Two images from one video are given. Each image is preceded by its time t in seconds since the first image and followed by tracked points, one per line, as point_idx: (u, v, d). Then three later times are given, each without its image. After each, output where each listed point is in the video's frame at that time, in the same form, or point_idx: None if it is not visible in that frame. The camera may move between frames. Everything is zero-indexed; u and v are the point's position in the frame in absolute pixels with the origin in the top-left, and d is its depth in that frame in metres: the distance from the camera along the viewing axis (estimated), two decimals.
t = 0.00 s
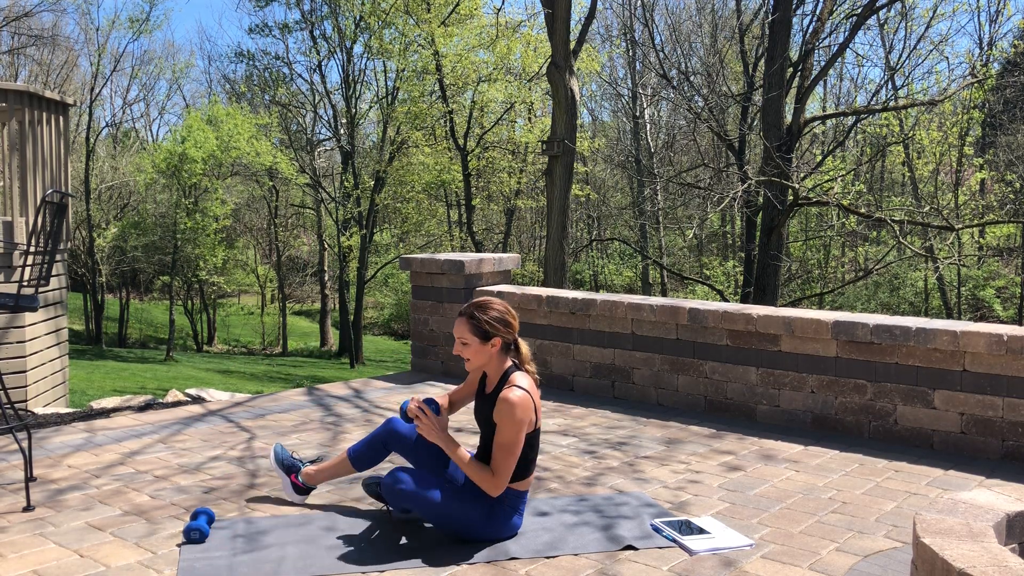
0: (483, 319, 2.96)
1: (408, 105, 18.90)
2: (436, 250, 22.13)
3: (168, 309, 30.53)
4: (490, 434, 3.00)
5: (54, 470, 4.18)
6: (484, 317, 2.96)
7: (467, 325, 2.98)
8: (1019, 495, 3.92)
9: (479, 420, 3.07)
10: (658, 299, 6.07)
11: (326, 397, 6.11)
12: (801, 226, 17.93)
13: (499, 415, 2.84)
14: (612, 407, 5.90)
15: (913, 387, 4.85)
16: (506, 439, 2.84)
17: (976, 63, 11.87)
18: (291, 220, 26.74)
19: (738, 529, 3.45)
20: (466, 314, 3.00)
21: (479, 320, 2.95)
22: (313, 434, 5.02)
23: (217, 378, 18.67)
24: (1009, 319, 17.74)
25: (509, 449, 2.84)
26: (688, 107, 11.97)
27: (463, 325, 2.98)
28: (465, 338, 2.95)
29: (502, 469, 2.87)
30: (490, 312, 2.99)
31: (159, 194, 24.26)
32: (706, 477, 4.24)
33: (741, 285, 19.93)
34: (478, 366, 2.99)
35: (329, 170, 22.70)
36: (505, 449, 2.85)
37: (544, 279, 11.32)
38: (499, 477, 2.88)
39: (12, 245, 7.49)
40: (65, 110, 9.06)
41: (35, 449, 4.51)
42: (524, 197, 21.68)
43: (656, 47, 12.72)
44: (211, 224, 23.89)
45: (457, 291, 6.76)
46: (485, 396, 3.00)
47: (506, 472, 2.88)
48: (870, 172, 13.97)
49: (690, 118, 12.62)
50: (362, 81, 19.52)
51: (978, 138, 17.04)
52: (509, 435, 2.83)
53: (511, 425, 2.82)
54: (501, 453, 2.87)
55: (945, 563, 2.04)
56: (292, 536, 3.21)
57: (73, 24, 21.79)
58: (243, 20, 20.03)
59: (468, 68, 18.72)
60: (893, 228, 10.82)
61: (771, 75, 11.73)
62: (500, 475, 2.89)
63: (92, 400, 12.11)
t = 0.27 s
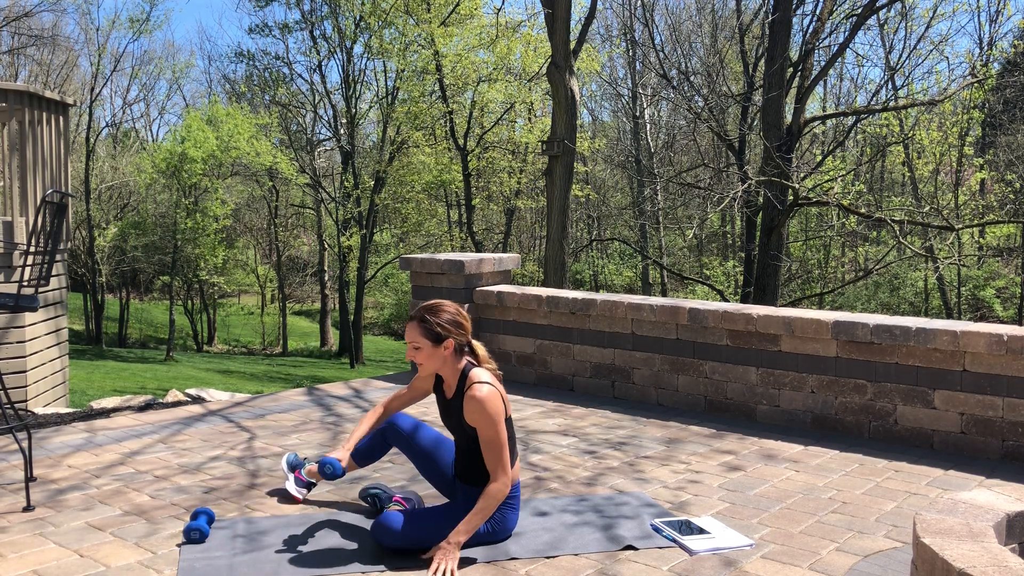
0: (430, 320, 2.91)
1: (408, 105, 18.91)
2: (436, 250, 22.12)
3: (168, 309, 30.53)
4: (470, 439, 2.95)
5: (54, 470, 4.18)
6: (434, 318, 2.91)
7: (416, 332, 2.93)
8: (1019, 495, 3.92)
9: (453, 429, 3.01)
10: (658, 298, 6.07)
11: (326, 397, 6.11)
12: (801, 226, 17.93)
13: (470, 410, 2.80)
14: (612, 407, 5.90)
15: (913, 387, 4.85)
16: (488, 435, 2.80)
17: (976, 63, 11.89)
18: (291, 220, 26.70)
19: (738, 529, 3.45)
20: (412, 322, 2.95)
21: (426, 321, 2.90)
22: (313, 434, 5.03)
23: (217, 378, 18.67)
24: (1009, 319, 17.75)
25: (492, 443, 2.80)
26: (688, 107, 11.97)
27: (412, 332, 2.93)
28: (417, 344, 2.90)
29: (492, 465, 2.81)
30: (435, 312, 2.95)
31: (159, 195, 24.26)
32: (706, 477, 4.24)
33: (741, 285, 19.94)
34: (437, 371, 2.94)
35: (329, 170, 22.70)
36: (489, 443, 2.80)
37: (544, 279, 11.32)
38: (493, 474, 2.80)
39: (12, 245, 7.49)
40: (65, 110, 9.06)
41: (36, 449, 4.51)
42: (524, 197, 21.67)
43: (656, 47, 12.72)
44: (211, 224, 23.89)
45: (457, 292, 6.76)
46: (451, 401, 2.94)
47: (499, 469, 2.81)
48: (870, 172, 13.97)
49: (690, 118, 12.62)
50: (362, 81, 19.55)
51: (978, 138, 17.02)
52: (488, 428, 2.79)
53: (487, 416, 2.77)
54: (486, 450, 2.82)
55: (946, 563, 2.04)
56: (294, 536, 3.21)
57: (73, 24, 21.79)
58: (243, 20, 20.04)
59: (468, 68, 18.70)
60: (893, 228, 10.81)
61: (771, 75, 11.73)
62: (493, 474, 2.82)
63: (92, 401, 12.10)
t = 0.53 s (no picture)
0: (369, 337, 2.89)
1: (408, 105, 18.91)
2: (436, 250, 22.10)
3: (168, 309, 30.54)
4: (438, 444, 2.97)
5: (54, 470, 4.18)
6: (373, 335, 2.89)
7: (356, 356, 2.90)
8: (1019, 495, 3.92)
9: (415, 444, 3.01)
10: (658, 298, 6.07)
11: (326, 397, 6.11)
12: (801, 226, 17.92)
13: (433, 405, 2.88)
14: (612, 407, 5.90)
15: (913, 387, 4.85)
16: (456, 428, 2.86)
17: (976, 63, 11.90)
18: (291, 220, 26.62)
19: (738, 529, 3.45)
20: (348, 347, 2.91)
21: (364, 337, 2.87)
22: (313, 434, 5.02)
23: (217, 378, 18.67)
24: (1009, 319, 17.76)
25: (463, 432, 2.85)
26: (688, 107, 11.97)
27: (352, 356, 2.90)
28: (360, 368, 2.87)
29: (467, 457, 2.85)
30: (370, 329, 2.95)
31: (159, 195, 24.26)
32: (706, 477, 4.24)
33: (741, 285, 19.94)
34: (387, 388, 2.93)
35: (329, 170, 22.70)
36: (460, 434, 2.86)
37: (543, 279, 11.31)
38: (471, 463, 2.83)
39: (12, 245, 7.49)
40: (65, 110, 9.06)
41: (36, 449, 4.51)
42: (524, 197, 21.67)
43: (656, 47, 12.72)
44: (211, 224, 23.90)
45: (457, 292, 6.76)
46: (407, 414, 2.95)
47: (475, 458, 2.85)
48: (870, 172, 13.97)
49: (690, 118, 12.62)
50: (362, 81, 19.57)
51: (978, 138, 16.98)
52: (455, 420, 2.84)
53: (454, 406, 2.84)
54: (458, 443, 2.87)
55: (945, 563, 2.04)
56: (292, 537, 3.20)
57: (73, 24, 21.79)
58: (243, 20, 20.04)
59: (468, 68, 18.67)
60: (893, 228, 10.81)
61: (771, 75, 11.73)
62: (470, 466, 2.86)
63: (91, 401, 12.09)
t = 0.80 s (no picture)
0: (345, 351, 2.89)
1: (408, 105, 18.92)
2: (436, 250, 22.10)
3: (168, 309, 30.55)
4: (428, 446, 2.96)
5: (54, 470, 4.18)
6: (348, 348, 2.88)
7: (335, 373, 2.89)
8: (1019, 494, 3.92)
9: (405, 452, 3.01)
10: (658, 298, 6.07)
11: (326, 397, 6.11)
12: (801, 226, 17.92)
13: (414, 411, 2.86)
14: (612, 407, 5.90)
15: (913, 387, 4.85)
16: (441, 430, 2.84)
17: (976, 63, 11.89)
18: (291, 220, 26.55)
19: (738, 529, 3.45)
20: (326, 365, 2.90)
21: (339, 352, 2.86)
22: (313, 434, 5.02)
23: (217, 378, 18.67)
24: (1009, 319, 17.76)
25: (450, 433, 2.83)
26: (688, 107, 11.97)
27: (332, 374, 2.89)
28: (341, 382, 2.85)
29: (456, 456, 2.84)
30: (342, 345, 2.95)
31: (159, 195, 24.26)
32: (706, 477, 4.24)
33: (741, 285, 19.93)
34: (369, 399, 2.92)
35: (329, 169, 22.70)
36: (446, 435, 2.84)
37: (544, 279, 11.31)
38: (462, 462, 2.82)
39: (12, 245, 7.50)
40: (65, 110, 9.06)
41: (36, 449, 4.51)
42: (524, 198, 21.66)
43: (656, 47, 12.73)
44: (211, 224, 23.90)
45: (457, 292, 6.76)
46: (390, 423, 2.93)
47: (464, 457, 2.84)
48: (870, 172, 13.97)
49: (690, 118, 12.63)
50: (362, 81, 19.57)
51: (978, 138, 16.95)
52: (439, 422, 2.83)
53: (436, 409, 2.82)
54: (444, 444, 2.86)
55: (945, 563, 2.04)
56: (290, 536, 3.21)
57: (73, 24, 21.79)
58: (243, 20, 20.05)
59: (469, 68, 18.65)
60: (893, 228, 10.81)
61: (771, 75, 11.73)
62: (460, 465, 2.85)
63: (91, 401, 12.09)
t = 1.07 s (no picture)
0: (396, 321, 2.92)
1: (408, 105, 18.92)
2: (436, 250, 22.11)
3: (168, 309, 30.56)
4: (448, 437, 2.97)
5: (54, 470, 4.18)
6: (403, 319, 2.91)
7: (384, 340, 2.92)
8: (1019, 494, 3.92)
9: (425, 436, 3.02)
10: (658, 298, 6.06)
11: (326, 397, 6.11)
12: (801, 226, 17.92)
13: (447, 401, 2.86)
14: (612, 407, 5.90)
15: (913, 387, 4.85)
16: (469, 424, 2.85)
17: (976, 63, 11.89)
18: (291, 220, 26.62)
19: (738, 529, 3.45)
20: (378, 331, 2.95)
21: (395, 320, 2.90)
22: (313, 434, 5.03)
23: (217, 378, 18.67)
24: (1009, 319, 17.76)
25: (475, 431, 2.84)
26: (688, 107, 11.98)
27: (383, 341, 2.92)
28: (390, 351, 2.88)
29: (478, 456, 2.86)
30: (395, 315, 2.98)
31: (159, 195, 24.26)
32: (707, 477, 4.24)
33: (741, 285, 19.92)
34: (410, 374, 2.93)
35: (329, 169, 22.70)
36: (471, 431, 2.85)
37: (544, 279, 11.31)
38: (481, 464, 2.83)
39: (12, 245, 7.50)
40: (65, 110, 9.05)
41: (36, 449, 4.51)
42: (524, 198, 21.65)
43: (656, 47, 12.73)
44: (211, 224, 23.91)
45: (457, 292, 6.76)
46: (421, 401, 2.94)
47: (485, 459, 2.85)
48: (870, 172, 13.97)
49: (690, 118, 12.64)
50: (362, 81, 19.59)
51: (978, 138, 16.93)
52: (468, 415, 2.83)
53: (468, 406, 2.83)
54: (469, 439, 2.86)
55: (945, 563, 2.04)
56: (291, 536, 3.21)
57: (73, 24, 21.78)
58: (243, 20, 20.07)
59: (469, 68, 18.63)
60: (893, 228, 10.81)
61: (771, 75, 11.74)
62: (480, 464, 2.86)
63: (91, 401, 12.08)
